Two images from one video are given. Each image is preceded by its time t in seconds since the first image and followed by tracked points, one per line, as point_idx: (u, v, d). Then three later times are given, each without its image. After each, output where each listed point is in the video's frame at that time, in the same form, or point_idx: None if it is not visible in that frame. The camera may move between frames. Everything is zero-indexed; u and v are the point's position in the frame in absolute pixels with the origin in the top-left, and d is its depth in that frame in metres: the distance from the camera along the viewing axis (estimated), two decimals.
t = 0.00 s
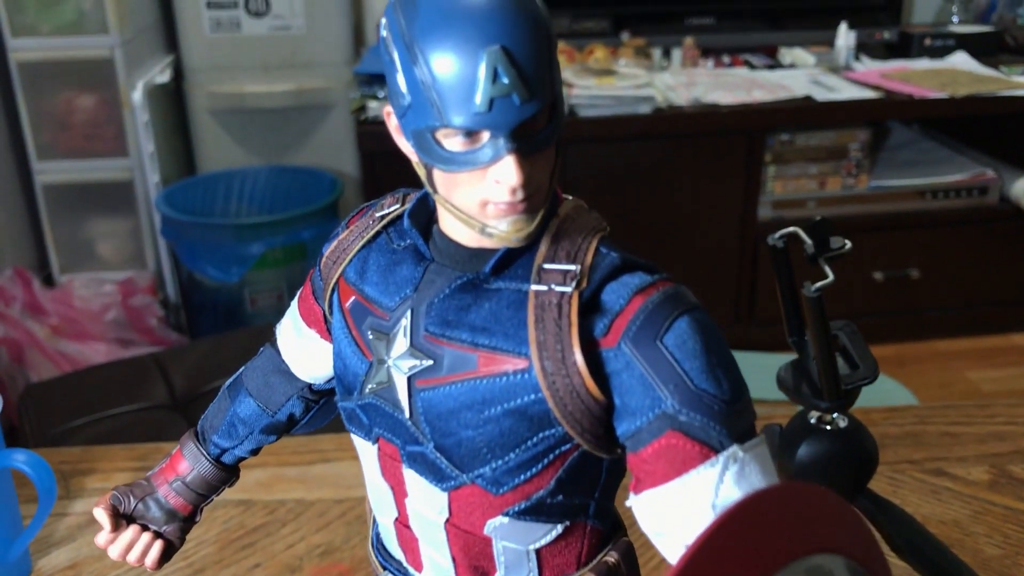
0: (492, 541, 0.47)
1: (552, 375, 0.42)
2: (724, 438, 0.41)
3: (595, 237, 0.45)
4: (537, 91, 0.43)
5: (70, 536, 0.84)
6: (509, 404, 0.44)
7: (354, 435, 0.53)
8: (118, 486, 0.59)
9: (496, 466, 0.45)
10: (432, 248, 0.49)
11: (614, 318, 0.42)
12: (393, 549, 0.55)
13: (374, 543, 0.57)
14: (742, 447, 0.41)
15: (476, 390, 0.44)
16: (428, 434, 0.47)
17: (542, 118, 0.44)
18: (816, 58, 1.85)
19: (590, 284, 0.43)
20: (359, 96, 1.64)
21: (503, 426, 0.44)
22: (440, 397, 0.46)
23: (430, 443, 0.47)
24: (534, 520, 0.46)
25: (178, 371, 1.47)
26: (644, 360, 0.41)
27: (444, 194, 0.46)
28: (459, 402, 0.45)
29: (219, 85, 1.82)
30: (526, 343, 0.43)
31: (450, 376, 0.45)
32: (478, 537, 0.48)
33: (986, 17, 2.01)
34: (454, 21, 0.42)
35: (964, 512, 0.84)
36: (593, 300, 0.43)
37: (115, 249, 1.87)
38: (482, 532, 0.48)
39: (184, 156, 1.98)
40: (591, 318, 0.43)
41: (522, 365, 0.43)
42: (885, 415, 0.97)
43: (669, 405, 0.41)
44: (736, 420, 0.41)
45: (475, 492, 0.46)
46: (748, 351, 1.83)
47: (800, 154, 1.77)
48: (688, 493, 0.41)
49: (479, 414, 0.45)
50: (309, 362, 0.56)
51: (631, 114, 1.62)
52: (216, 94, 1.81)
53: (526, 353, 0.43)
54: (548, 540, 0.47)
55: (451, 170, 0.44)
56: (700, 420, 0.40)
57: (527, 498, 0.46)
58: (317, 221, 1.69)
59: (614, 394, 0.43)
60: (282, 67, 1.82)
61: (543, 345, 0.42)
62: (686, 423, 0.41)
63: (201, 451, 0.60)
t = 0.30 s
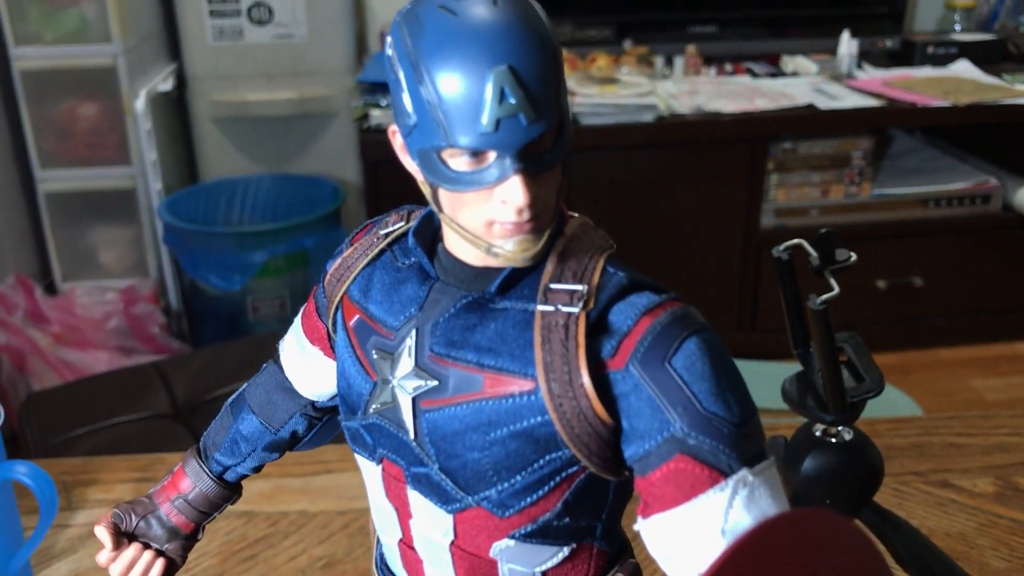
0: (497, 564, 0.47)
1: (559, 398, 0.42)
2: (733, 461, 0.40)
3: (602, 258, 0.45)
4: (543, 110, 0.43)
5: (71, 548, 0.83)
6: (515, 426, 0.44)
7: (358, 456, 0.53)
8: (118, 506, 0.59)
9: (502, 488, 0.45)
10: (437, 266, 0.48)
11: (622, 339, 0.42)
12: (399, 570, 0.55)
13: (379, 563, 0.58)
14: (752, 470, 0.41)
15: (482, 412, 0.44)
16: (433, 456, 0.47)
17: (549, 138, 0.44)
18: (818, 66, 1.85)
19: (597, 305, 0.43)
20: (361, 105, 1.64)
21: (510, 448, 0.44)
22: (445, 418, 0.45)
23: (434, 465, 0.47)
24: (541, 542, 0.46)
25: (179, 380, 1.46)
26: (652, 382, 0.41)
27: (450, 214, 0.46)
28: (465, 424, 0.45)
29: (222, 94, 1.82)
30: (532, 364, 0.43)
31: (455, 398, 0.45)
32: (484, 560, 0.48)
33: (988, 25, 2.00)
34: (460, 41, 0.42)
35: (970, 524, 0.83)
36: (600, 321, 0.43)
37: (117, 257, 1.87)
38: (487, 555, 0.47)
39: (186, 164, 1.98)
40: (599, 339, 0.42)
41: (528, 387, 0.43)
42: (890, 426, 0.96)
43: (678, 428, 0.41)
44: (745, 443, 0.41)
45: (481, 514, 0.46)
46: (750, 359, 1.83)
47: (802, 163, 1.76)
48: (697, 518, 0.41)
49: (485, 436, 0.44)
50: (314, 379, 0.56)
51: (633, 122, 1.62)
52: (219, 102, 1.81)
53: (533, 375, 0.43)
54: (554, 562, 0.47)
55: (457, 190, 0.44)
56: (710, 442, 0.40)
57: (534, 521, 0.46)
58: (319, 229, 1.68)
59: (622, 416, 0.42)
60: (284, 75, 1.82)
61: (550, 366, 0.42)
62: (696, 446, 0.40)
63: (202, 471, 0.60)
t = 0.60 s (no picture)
0: None
1: (570, 414, 0.42)
2: (748, 478, 0.40)
3: (612, 267, 0.45)
4: (553, 119, 0.42)
5: (71, 556, 0.82)
6: (523, 442, 0.43)
7: (362, 471, 0.53)
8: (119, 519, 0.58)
9: (511, 505, 0.45)
10: (444, 278, 0.49)
11: (633, 353, 0.42)
12: None
13: None
14: (768, 487, 0.40)
15: (490, 426, 0.44)
16: (439, 471, 0.46)
17: (557, 149, 0.44)
18: (820, 70, 1.84)
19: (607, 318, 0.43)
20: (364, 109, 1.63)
21: (519, 464, 0.44)
22: (452, 433, 0.45)
23: (441, 481, 0.46)
24: (550, 560, 0.46)
25: (180, 385, 1.45)
26: (665, 397, 0.41)
27: (458, 225, 0.46)
28: (473, 439, 0.45)
29: (223, 97, 1.81)
30: (541, 379, 0.43)
31: (462, 413, 0.45)
32: None
33: (991, 28, 1.99)
34: (465, 50, 0.42)
35: (978, 532, 0.82)
36: (610, 334, 0.43)
37: (119, 261, 1.87)
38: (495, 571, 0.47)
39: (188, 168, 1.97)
40: (609, 353, 0.42)
41: (537, 402, 0.43)
42: (896, 432, 0.95)
43: (692, 444, 0.40)
44: (762, 459, 0.40)
45: (488, 531, 0.46)
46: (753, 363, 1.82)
47: (805, 167, 1.76)
48: (710, 537, 0.40)
49: (493, 452, 0.44)
50: (318, 391, 0.56)
51: (635, 126, 1.61)
52: (221, 106, 1.80)
53: (542, 390, 0.43)
54: None
55: (466, 200, 0.44)
56: (723, 459, 0.40)
57: (543, 538, 0.45)
58: (321, 233, 1.68)
59: (633, 433, 0.42)
60: (286, 79, 1.82)
61: (559, 380, 0.42)
62: (710, 462, 0.40)
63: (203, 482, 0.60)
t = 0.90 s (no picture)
0: None
1: (581, 426, 0.41)
2: (764, 493, 0.40)
3: (623, 273, 0.45)
4: (562, 122, 0.42)
5: (68, 563, 0.81)
6: (531, 454, 0.43)
7: (363, 482, 0.53)
8: (114, 528, 0.58)
9: (518, 520, 0.44)
10: (448, 283, 0.49)
11: (646, 361, 0.42)
12: None
13: None
14: (785, 502, 0.40)
15: (498, 438, 0.44)
16: (444, 485, 0.46)
17: (567, 151, 0.44)
18: (822, 70, 1.83)
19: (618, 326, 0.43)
20: (364, 109, 1.62)
21: (527, 477, 0.44)
22: (457, 444, 0.45)
23: (446, 495, 0.46)
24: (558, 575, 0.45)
25: (179, 388, 1.44)
26: (679, 408, 0.40)
27: (463, 229, 0.46)
28: (479, 451, 0.44)
29: (223, 98, 1.80)
30: (550, 389, 0.43)
31: (469, 424, 0.45)
32: None
33: (992, 30, 1.98)
34: (474, 50, 0.41)
35: (986, 538, 0.80)
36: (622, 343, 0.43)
37: (118, 263, 1.86)
38: None
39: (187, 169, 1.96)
40: (621, 363, 0.42)
41: (546, 413, 0.43)
42: (901, 437, 0.94)
43: (707, 457, 0.40)
44: (778, 474, 0.40)
45: (494, 547, 0.46)
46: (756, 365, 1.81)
47: (807, 168, 1.75)
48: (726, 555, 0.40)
49: (500, 464, 0.44)
50: (318, 400, 0.55)
51: (636, 128, 1.60)
52: (221, 107, 1.79)
53: (551, 400, 0.42)
54: None
55: (471, 203, 0.44)
56: (737, 473, 0.39)
57: (551, 553, 0.45)
58: (321, 234, 1.67)
59: (647, 444, 0.42)
60: (285, 80, 1.81)
61: (569, 392, 0.42)
62: (726, 476, 0.40)
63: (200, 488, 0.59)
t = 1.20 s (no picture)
0: None
1: (584, 439, 0.44)
2: (781, 510, 0.42)
3: (629, 277, 0.47)
4: (566, 114, 0.43)
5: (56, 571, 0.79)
6: (531, 469, 0.46)
7: (354, 494, 0.56)
8: (102, 540, 0.62)
9: (519, 537, 0.47)
10: (445, 287, 0.51)
11: (654, 371, 0.44)
12: None
13: None
14: (801, 521, 0.43)
15: (496, 451, 0.46)
16: (440, 502, 0.49)
17: (571, 146, 0.45)
18: (827, 66, 1.82)
19: (625, 332, 0.45)
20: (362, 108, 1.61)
21: (527, 493, 0.46)
22: (454, 458, 0.48)
23: (442, 512, 0.49)
24: None
25: (174, 390, 1.42)
26: (689, 420, 0.43)
27: (461, 229, 0.48)
28: (477, 465, 0.47)
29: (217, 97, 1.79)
30: (551, 400, 0.45)
31: (466, 436, 0.47)
32: None
33: (999, 24, 1.98)
34: (470, 36, 0.43)
35: (997, 543, 0.79)
36: (629, 349, 0.45)
37: (108, 264, 1.83)
38: None
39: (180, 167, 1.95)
40: (630, 372, 0.45)
41: (549, 424, 0.45)
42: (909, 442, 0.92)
43: (720, 474, 0.42)
44: (794, 492, 0.43)
45: (494, 565, 0.48)
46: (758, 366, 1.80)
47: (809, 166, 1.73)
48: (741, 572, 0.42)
49: (499, 481, 0.47)
50: (309, 410, 0.59)
51: (638, 125, 1.58)
52: (215, 105, 1.78)
53: (553, 412, 0.45)
54: None
55: (468, 201, 0.45)
56: (756, 490, 0.42)
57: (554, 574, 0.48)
58: (317, 233, 1.66)
59: (659, 461, 0.45)
60: (280, 78, 1.79)
61: (573, 402, 0.44)
62: (739, 493, 0.42)
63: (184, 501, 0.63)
